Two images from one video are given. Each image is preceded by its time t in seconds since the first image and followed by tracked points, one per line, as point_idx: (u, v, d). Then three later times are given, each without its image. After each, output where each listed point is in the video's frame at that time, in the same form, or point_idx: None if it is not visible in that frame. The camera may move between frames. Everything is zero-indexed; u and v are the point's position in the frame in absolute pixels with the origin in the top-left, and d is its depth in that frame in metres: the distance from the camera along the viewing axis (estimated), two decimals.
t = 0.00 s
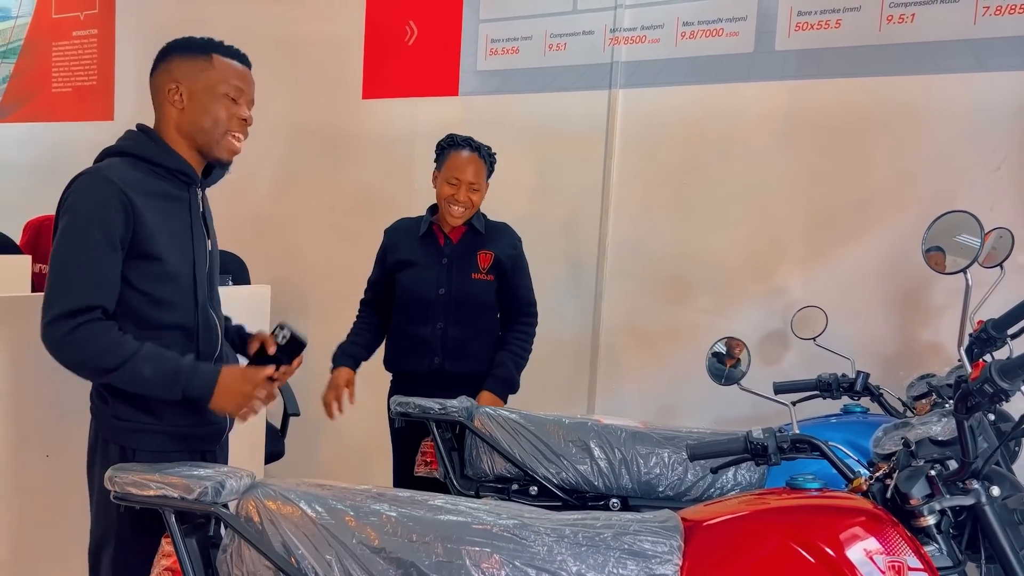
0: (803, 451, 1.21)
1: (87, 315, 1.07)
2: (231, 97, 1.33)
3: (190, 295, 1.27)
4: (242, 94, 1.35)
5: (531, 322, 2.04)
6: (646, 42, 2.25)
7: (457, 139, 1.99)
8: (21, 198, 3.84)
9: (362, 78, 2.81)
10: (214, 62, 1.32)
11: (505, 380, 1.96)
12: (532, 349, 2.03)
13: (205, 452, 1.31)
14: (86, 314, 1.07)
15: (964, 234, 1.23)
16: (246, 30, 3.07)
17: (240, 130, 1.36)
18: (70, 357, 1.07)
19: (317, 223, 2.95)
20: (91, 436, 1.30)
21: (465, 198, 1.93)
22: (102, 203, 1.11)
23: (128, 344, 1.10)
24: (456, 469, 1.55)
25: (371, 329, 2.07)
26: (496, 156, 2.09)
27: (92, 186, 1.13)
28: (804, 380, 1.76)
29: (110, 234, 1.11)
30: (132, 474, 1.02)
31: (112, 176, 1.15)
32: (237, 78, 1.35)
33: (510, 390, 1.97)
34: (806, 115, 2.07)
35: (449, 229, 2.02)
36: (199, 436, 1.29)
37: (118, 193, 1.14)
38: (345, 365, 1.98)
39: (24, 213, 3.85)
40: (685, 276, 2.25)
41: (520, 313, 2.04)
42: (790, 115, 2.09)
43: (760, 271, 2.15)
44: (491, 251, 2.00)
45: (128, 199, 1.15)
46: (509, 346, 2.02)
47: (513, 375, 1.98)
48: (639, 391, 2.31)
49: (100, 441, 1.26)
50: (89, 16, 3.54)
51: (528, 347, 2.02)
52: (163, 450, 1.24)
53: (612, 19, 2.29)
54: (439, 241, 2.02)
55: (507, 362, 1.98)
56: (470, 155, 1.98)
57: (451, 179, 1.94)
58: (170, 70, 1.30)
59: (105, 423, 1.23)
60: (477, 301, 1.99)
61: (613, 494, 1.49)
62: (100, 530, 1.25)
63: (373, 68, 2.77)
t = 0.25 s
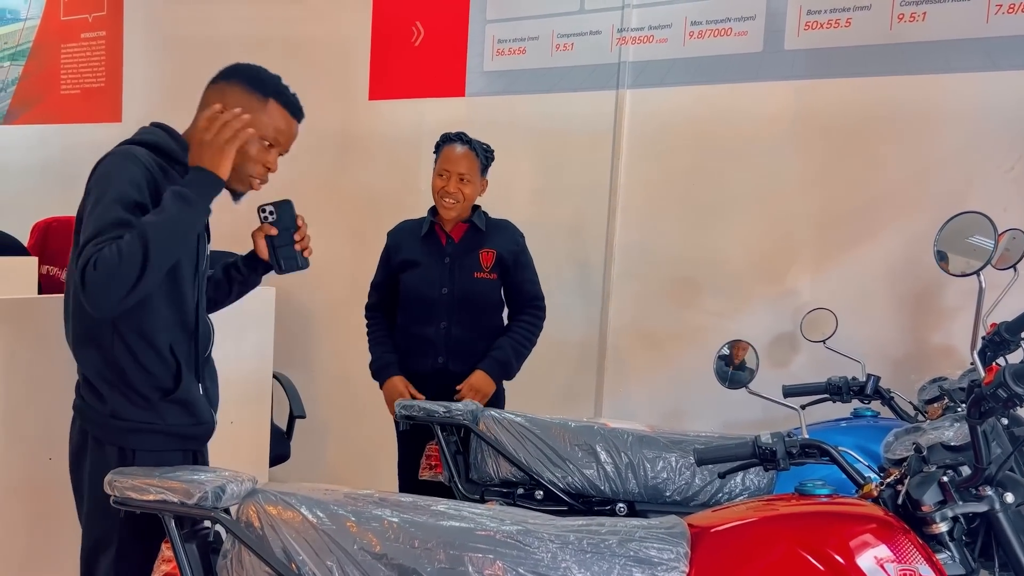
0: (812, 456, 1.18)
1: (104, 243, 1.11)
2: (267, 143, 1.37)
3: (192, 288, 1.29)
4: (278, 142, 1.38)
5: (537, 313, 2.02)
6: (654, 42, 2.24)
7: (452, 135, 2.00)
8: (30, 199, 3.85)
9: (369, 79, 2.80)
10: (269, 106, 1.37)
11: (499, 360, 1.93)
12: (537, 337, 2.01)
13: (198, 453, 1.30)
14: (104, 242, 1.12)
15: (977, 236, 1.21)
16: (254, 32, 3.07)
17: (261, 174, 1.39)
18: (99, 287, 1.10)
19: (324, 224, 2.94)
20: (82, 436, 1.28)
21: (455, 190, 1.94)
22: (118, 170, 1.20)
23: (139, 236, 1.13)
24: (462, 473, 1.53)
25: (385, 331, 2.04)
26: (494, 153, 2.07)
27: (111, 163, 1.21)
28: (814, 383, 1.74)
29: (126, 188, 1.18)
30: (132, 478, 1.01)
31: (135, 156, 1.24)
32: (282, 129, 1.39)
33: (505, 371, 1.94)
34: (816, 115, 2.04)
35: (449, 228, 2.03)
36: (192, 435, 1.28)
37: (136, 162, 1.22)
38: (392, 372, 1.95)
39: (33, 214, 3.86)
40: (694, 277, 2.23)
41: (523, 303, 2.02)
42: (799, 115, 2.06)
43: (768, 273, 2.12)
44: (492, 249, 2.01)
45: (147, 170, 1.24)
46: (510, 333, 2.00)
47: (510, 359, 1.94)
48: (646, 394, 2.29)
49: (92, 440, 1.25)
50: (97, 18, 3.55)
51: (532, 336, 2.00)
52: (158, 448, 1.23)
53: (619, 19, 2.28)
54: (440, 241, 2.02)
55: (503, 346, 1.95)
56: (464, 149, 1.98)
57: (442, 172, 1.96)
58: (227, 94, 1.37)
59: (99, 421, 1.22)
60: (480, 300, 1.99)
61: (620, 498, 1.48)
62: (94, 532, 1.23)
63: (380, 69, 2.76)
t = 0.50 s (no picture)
0: (821, 458, 1.16)
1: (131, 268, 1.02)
2: (286, 149, 1.29)
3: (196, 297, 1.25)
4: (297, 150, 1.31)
5: (531, 306, 1.97)
6: (662, 40, 2.22)
7: (455, 134, 2.02)
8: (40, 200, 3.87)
9: (376, 78, 2.79)
10: (284, 112, 1.29)
11: (473, 348, 1.90)
12: (527, 333, 1.94)
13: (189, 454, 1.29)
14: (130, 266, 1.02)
15: (988, 234, 1.19)
16: (261, 32, 3.07)
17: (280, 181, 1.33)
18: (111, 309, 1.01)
19: (331, 224, 2.94)
20: (73, 432, 1.26)
21: (456, 186, 1.94)
22: (149, 180, 1.10)
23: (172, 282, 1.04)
24: (467, 474, 1.52)
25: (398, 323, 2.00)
26: (496, 151, 2.07)
27: (137, 168, 1.11)
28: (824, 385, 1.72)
29: (155, 209, 1.09)
30: (131, 479, 1.00)
31: (163, 163, 1.14)
32: (299, 132, 1.30)
33: (480, 360, 1.90)
34: (825, 113, 2.02)
35: (453, 227, 2.02)
36: (185, 437, 1.27)
37: (163, 175, 1.13)
38: (418, 356, 1.91)
39: (42, 215, 3.88)
40: (702, 277, 2.21)
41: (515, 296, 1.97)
42: (809, 113, 2.04)
43: (777, 273, 2.10)
44: (494, 248, 1.99)
45: (174, 183, 1.15)
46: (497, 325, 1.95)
47: (485, 348, 1.90)
48: (654, 395, 2.27)
49: (84, 437, 1.22)
50: (106, 19, 3.57)
51: (521, 329, 1.93)
52: (151, 448, 1.21)
53: (626, 17, 2.26)
54: (445, 241, 2.02)
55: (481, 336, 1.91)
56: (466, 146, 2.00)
57: (444, 168, 1.97)
58: (241, 102, 1.27)
59: (93, 418, 1.20)
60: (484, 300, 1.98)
61: (626, 501, 1.47)
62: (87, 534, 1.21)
63: (387, 68, 2.75)
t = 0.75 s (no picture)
0: (830, 460, 1.15)
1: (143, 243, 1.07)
2: (295, 167, 1.35)
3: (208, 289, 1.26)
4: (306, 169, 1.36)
5: (537, 308, 1.96)
6: (671, 37, 2.20)
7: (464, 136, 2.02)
8: (51, 199, 3.89)
9: (384, 77, 2.79)
10: (300, 132, 1.34)
11: (481, 352, 1.90)
12: (533, 335, 1.95)
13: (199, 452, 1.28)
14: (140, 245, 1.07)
15: (1003, 233, 1.16)
16: (270, 32, 3.08)
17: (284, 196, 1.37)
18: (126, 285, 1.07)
19: (339, 224, 2.94)
20: (81, 430, 1.23)
21: (463, 186, 1.94)
22: (157, 168, 1.13)
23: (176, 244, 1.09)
24: (473, 475, 1.51)
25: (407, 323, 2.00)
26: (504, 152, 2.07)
27: (145, 159, 1.14)
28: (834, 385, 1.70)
29: (165, 195, 1.12)
30: (135, 480, 0.99)
31: (170, 155, 1.16)
32: (311, 154, 1.36)
33: (489, 364, 1.90)
34: (835, 111, 2.00)
35: (459, 226, 2.01)
36: (195, 433, 1.26)
37: (171, 164, 1.15)
38: (429, 361, 1.92)
39: (53, 215, 3.89)
40: (711, 277, 2.19)
41: (522, 297, 1.97)
42: (819, 110, 2.02)
43: (787, 273, 2.08)
44: (502, 247, 1.98)
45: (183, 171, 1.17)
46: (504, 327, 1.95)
47: (494, 353, 1.90)
48: (663, 395, 2.26)
49: (95, 433, 1.20)
50: (116, 20, 3.58)
51: (529, 331, 1.94)
52: (163, 444, 1.20)
53: (635, 15, 2.24)
54: (451, 239, 2.01)
55: (489, 340, 1.92)
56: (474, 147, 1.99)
57: (452, 168, 1.96)
58: (259, 114, 1.31)
59: (107, 415, 1.18)
60: (490, 299, 1.97)
61: (633, 502, 1.46)
62: (95, 531, 1.19)
63: (395, 67, 2.75)
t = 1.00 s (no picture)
0: (839, 461, 1.14)
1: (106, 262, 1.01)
2: (297, 154, 1.27)
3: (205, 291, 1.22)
4: (309, 154, 1.28)
5: (544, 306, 1.96)
6: (680, 34, 2.19)
7: (473, 134, 2.01)
8: (63, 199, 3.91)
9: (393, 76, 2.78)
10: (296, 117, 1.26)
11: (490, 351, 1.88)
12: (539, 333, 1.94)
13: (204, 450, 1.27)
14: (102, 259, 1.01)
15: (1015, 231, 1.16)
16: (279, 31, 3.08)
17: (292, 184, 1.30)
18: (77, 294, 1.00)
19: (348, 223, 2.94)
20: (86, 428, 1.24)
21: (471, 185, 1.92)
22: (151, 170, 1.09)
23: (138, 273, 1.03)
24: (480, 475, 1.50)
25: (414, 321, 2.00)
26: (513, 151, 2.06)
27: (141, 160, 1.10)
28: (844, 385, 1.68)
29: (152, 203, 1.07)
30: (138, 479, 0.99)
31: (166, 162, 1.12)
32: (312, 139, 1.28)
33: (497, 363, 1.88)
34: (846, 108, 1.98)
35: (466, 224, 2.01)
36: (199, 432, 1.25)
37: (167, 169, 1.11)
38: (436, 360, 1.90)
39: (65, 214, 3.92)
40: (721, 276, 2.17)
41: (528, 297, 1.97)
42: (829, 107, 2.00)
43: (797, 272, 2.07)
44: (508, 245, 1.97)
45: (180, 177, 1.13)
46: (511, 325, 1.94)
47: (502, 352, 1.89)
48: (672, 395, 2.24)
49: (99, 433, 1.21)
50: (127, 20, 3.60)
51: (535, 329, 1.94)
52: (165, 443, 1.20)
53: (644, 12, 2.23)
54: (457, 237, 2.01)
55: (498, 338, 1.90)
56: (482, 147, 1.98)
57: (460, 166, 1.95)
58: (253, 104, 1.25)
59: (108, 414, 1.18)
60: (498, 296, 1.96)
61: (641, 503, 1.45)
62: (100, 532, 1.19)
63: (404, 66, 2.75)
